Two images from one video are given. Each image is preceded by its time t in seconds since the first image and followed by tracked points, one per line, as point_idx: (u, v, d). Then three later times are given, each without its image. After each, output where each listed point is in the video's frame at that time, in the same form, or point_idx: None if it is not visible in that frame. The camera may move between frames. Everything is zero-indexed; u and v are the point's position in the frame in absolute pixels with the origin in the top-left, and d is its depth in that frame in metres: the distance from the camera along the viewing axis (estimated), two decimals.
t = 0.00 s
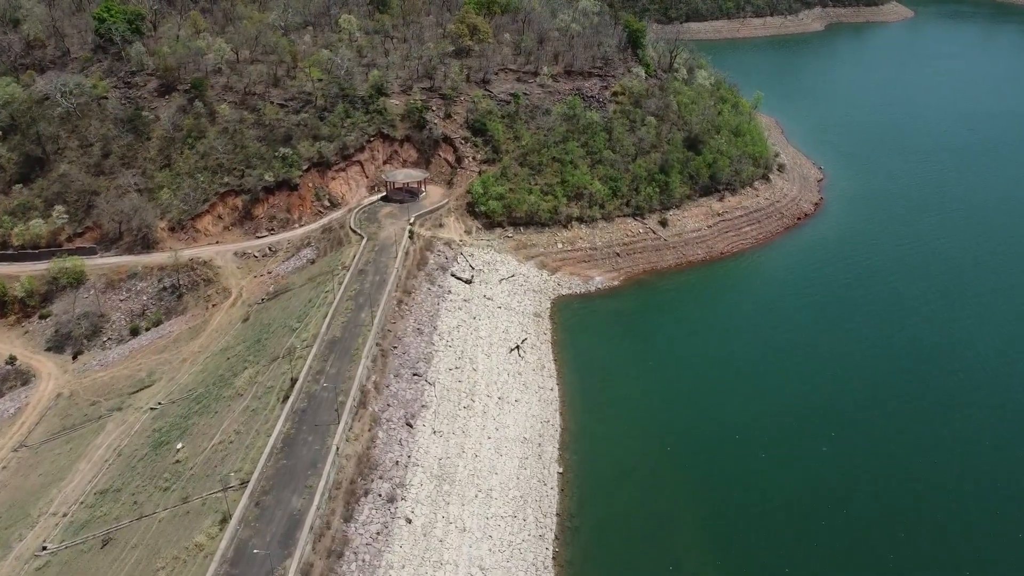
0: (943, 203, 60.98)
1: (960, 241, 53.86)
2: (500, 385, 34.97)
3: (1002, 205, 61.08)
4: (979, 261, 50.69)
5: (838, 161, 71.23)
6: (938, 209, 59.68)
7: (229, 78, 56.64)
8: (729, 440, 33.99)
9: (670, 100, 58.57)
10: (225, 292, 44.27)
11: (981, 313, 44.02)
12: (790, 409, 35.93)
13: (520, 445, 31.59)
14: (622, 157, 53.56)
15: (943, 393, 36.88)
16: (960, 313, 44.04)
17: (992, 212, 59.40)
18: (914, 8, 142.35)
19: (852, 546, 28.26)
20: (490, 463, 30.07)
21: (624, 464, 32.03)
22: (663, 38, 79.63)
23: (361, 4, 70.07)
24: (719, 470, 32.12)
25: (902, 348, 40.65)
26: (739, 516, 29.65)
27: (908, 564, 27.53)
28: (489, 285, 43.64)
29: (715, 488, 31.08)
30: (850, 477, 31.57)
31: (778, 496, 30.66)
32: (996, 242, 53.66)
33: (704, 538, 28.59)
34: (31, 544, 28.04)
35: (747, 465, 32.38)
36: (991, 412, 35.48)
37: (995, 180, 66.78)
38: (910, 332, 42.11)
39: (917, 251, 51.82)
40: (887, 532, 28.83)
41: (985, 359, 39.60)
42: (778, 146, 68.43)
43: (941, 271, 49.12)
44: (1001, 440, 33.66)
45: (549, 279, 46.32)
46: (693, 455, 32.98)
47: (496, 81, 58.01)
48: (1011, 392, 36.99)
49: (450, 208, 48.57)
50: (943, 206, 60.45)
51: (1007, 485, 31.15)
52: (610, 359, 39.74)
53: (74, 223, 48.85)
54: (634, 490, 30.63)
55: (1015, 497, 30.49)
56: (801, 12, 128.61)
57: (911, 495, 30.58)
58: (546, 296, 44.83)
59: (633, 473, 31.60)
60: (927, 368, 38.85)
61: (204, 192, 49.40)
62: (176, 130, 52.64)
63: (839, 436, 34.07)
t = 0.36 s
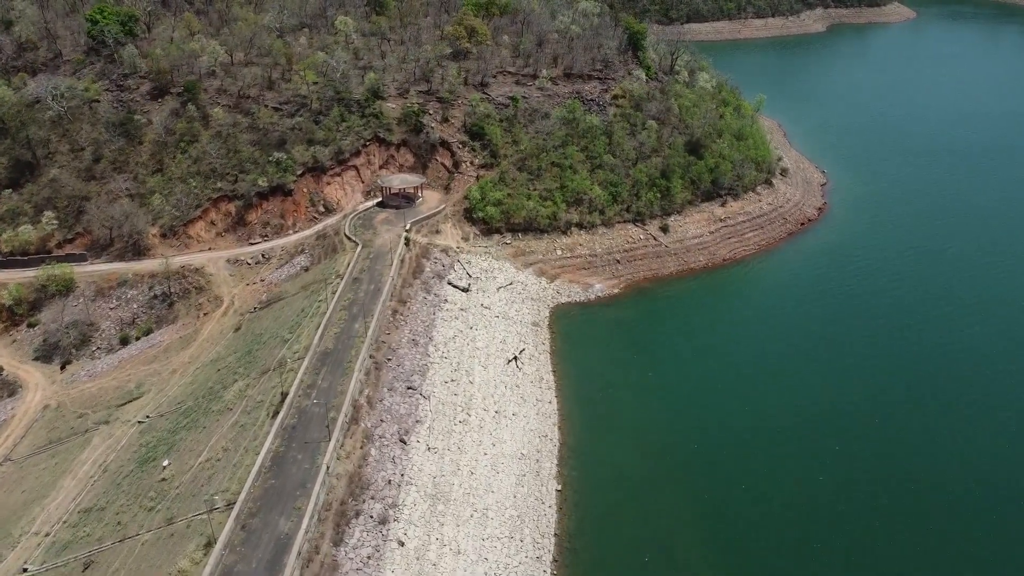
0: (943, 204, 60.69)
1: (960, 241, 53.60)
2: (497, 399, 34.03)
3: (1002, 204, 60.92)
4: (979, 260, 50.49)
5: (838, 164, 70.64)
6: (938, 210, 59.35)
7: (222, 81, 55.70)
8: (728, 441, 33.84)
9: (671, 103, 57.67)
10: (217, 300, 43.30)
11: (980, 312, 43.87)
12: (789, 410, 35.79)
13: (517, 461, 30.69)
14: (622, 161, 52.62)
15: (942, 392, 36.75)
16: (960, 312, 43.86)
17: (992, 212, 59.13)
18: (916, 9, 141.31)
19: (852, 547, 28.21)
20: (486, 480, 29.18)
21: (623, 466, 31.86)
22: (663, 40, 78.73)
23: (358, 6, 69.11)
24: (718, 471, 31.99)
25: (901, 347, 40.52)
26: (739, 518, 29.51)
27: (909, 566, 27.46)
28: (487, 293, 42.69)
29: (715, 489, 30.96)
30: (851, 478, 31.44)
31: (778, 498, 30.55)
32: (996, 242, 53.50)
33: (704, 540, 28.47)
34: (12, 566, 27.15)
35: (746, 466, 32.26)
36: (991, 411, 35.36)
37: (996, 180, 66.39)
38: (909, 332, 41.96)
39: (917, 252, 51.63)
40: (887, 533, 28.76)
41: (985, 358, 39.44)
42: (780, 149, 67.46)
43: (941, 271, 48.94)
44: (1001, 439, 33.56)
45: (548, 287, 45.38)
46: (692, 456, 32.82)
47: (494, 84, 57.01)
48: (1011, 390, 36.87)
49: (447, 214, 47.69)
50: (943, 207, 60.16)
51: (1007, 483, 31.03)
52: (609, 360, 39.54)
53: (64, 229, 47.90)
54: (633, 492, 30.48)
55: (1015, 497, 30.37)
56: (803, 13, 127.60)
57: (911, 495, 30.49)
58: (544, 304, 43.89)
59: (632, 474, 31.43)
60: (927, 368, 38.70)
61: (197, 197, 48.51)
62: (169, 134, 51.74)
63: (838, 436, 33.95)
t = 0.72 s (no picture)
0: (943, 206, 60.48)
1: (960, 242, 53.47)
2: (493, 413, 33.10)
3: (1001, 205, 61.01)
4: (978, 261, 50.41)
5: (839, 166, 70.06)
6: (939, 212, 59.12)
7: (216, 84, 54.75)
8: (731, 445, 33.56)
9: (671, 106, 56.76)
10: (208, 309, 42.36)
11: (980, 313, 43.81)
12: (791, 413, 35.56)
13: (513, 478, 29.77)
14: (622, 166, 51.69)
15: (944, 394, 36.59)
16: (960, 313, 43.71)
17: (992, 214, 59.09)
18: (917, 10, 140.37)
19: (858, 549, 27.96)
20: (481, 500, 28.26)
21: (625, 471, 31.58)
22: (664, 41, 77.75)
23: (354, 8, 68.14)
24: (720, 475, 31.69)
25: (903, 348, 40.32)
26: (742, 522, 29.24)
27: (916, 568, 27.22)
28: (484, 302, 41.75)
29: (717, 494, 30.67)
30: (854, 481, 31.24)
31: (781, 502, 30.29)
32: (996, 243, 53.43)
33: (708, 543, 28.21)
34: None
35: (749, 470, 32.00)
36: (992, 413, 35.22)
37: (996, 182, 66.27)
38: (911, 333, 41.75)
39: (917, 254, 51.46)
40: (889, 535, 28.53)
41: (986, 359, 39.32)
42: (782, 152, 66.50)
43: (941, 272, 48.82)
44: (1001, 440, 33.46)
45: (546, 295, 44.46)
46: (694, 460, 32.54)
47: (492, 87, 56.06)
48: (1010, 391, 36.80)
49: (443, 220, 46.85)
50: (942, 208, 59.94)
51: (1009, 485, 30.96)
52: (609, 364, 39.23)
53: (53, 235, 47.03)
54: (635, 497, 30.18)
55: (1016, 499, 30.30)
56: (804, 14, 126.66)
57: (915, 498, 30.31)
58: (543, 313, 42.96)
59: (630, 480, 31.12)
60: (929, 370, 38.50)
61: (189, 203, 47.61)
62: (161, 138, 50.82)
63: (840, 440, 33.71)
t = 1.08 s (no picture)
0: (943, 207, 60.37)
1: (958, 241, 53.44)
2: (490, 428, 32.17)
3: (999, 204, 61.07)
4: (976, 261, 50.42)
5: (840, 168, 69.53)
6: (938, 212, 59.00)
7: (209, 87, 53.78)
8: (731, 448, 33.43)
9: (672, 110, 55.84)
10: (199, 318, 41.43)
11: (980, 312, 43.84)
12: (792, 415, 35.46)
13: (510, 497, 28.85)
14: (622, 171, 50.77)
15: (944, 394, 36.61)
16: (960, 313, 43.68)
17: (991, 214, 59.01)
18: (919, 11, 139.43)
19: (860, 552, 27.98)
20: (477, 520, 27.34)
21: (626, 475, 31.41)
22: (665, 43, 76.84)
23: (351, 9, 67.20)
24: (722, 479, 31.57)
25: (903, 348, 40.27)
26: (744, 525, 29.14)
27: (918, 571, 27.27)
28: (481, 311, 40.82)
29: (719, 497, 30.56)
30: (855, 484, 31.20)
31: (783, 505, 30.23)
32: (995, 242, 53.47)
33: (711, 548, 28.14)
34: None
35: (751, 473, 31.88)
36: (990, 413, 35.28)
37: (996, 182, 66.14)
38: (911, 333, 41.69)
39: (917, 254, 51.32)
40: (890, 539, 28.50)
41: (984, 359, 39.36)
42: (785, 156, 65.56)
43: (940, 271, 48.78)
44: (1001, 440, 33.56)
45: (545, 303, 43.54)
46: (696, 463, 32.40)
47: (490, 90, 55.13)
48: (1009, 391, 36.89)
49: (440, 227, 45.96)
50: (942, 209, 59.81)
51: (1009, 484, 31.07)
52: (609, 367, 38.99)
53: (42, 242, 46.12)
54: (636, 501, 30.04)
55: (1016, 499, 30.39)
56: (805, 15, 125.74)
57: (916, 499, 30.35)
58: (541, 322, 42.05)
59: (629, 484, 30.94)
60: (928, 369, 38.49)
61: (181, 209, 46.71)
62: (152, 143, 49.89)
63: (841, 441, 33.63)
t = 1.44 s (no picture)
0: (942, 207, 60.28)
1: (957, 241, 53.40)
2: (486, 444, 31.26)
3: (998, 203, 61.14)
4: (975, 260, 50.40)
5: (841, 170, 68.96)
6: (937, 212, 58.89)
7: (201, 90, 52.81)
8: (731, 451, 33.40)
9: (673, 114, 54.94)
10: (190, 328, 40.52)
11: (978, 312, 43.88)
12: (791, 418, 35.44)
13: (506, 517, 27.93)
14: (622, 176, 49.85)
15: (942, 395, 36.71)
16: (959, 313, 43.71)
17: (991, 214, 58.90)
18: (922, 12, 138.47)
19: (862, 552, 28.02)
20: (472, 542, 26.45)
21: (626, 479, 31.35)
22: (666, 45, 75.90)
23: (347, 11, 66.28)
24: (722, 482, 31.56)
25: (901, 350, 40.34)
26: (743, 527, 29.19)
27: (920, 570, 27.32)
28: (478, 321, 39.91)
29: (720, 501, 30.56)
30: (855, 486, 31.22)
31: (783, 506, 30.29)
32: (993, 241, 53.49)
33: (713, 551, 28.13)
34: None
35: (752, 476, 31.87)
36: (989, 413, 35.39)
37: (997, 182, 65.82)
38: (910, 335, 41.70)
39: (916, 255, 51.19)
40: (890, 539, 28.58)
41: (983, 359, 39.46)
42: (787, 159, 64.64)
43: (939, 271, 48.76)
44: (999, 438, 33.72)
45: (543, 313, 42.62)
46: (696, 467, 32.36)
47: (487, 94, 54.21)
48: (1008, 391, 37.01)
49: (436, 234, 45.07)
50: (942, 209, 59.64)
51: (1009, 485, 31.10)
52: (608, 370, 38.83)
53: (31, 250, 45.20)
54: (636, 504, 30.05)
55: (1015, 497, 30.51)
56: (807, 16, 124.84)
57: (916, 498, 30.44)
58: (539, 332, 41.14)
59: (629, 487, 30.94)
60: (926, 371, 38.57)
61: (172, 215, 45.79)
62: (143, 147, 48.95)
63: (840, 444, 33.65)
